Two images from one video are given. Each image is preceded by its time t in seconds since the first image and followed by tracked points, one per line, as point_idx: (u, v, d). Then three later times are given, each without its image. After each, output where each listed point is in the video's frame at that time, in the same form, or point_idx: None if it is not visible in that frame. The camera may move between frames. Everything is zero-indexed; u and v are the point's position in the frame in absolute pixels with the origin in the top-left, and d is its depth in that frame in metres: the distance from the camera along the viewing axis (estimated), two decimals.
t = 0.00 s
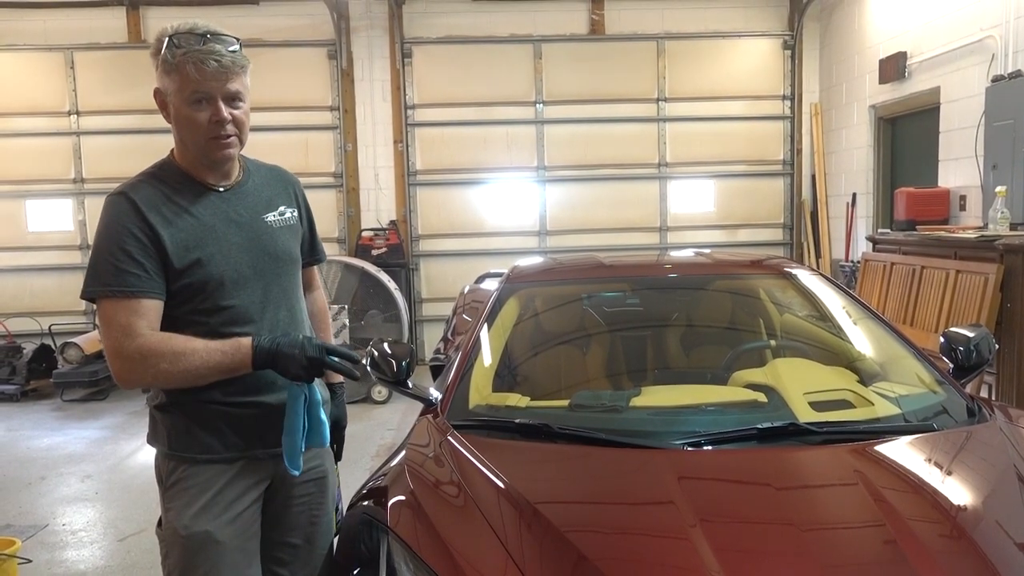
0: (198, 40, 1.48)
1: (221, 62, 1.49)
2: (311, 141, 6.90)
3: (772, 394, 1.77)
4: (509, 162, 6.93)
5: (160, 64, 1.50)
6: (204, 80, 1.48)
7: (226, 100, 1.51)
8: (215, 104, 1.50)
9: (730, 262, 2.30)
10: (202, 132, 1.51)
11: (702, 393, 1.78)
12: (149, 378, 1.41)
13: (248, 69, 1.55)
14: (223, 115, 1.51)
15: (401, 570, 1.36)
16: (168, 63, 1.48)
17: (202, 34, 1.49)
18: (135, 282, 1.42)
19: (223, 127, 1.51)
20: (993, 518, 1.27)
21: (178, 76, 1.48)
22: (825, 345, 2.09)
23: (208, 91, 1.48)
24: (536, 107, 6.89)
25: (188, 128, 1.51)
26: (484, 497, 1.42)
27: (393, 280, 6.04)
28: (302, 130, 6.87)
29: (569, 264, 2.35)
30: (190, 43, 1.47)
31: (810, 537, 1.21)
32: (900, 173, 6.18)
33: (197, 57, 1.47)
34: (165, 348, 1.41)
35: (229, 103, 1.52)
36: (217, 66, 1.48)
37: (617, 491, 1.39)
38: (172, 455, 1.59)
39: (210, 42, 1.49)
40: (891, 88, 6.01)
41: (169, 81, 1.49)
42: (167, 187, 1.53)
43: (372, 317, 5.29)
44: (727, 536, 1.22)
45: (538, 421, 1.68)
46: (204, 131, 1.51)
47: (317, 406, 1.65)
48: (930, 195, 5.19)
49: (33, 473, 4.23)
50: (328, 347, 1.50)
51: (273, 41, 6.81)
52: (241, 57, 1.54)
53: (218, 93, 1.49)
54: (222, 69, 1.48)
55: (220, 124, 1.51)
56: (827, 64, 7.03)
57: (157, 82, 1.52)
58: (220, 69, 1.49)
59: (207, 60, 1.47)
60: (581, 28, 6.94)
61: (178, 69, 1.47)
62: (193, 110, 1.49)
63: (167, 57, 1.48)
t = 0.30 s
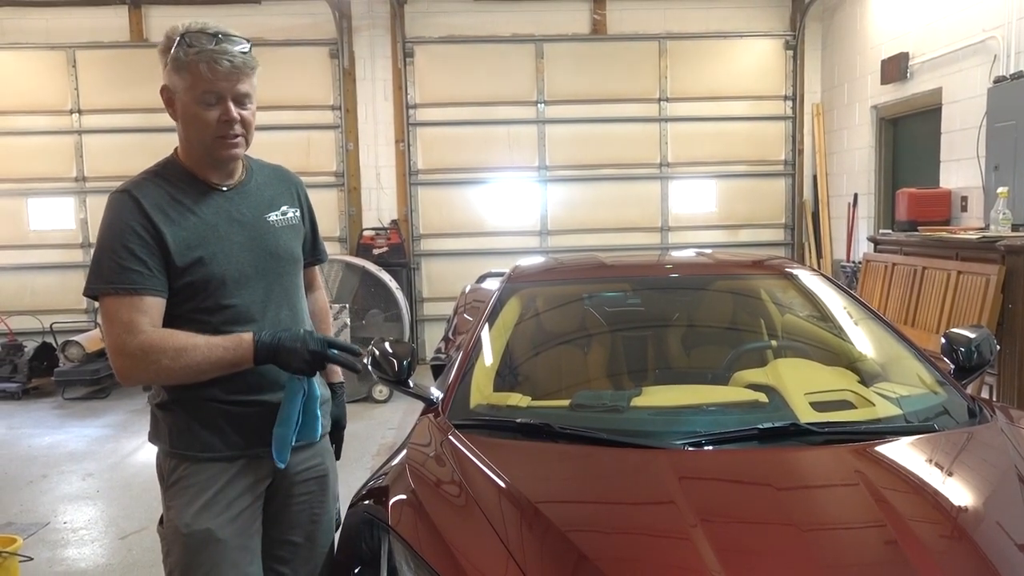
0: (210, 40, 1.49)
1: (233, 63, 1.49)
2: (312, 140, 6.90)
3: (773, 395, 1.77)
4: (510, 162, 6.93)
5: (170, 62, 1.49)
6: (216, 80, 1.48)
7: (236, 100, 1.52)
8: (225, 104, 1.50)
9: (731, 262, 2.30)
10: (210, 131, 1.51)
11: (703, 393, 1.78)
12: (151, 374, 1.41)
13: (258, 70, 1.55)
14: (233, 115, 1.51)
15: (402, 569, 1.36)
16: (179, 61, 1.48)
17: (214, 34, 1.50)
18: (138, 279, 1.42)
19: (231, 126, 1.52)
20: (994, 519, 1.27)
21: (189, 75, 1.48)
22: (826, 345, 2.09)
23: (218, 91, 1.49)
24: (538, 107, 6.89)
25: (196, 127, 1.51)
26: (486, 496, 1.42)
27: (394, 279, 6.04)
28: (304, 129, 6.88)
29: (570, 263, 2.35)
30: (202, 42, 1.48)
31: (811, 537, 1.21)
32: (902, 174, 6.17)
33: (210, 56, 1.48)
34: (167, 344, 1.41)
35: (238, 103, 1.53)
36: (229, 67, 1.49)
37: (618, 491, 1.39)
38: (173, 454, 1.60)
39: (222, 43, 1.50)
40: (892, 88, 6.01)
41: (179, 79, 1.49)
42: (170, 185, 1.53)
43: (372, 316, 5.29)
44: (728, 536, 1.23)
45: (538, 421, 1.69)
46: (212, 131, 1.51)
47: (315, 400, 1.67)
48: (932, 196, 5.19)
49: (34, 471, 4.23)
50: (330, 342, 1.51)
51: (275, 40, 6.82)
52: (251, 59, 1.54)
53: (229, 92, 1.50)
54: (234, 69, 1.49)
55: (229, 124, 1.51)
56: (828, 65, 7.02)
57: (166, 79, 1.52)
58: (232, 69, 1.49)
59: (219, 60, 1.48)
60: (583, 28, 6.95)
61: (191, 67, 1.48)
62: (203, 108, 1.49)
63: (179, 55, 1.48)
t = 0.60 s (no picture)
0: (240, 38, 1.51)
1: (261, 61, 1.52)
2: (313, 139, 6.91)
3: (773, 395, 1.77)
4: (511, 161, 6.93)
5: (197, 56, 1.48)
6: (251, 75, 1.50)
7: (263, 97, 1.54)
8: (252, 98, 1.51)
9: (732, 262, 2.30)
10: (239, 125, 1.51)
11: (703, 393, 1.78)
12: (157, 353, 1.37)
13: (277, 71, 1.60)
14: (262, 111, 1.53)
15: (402, 568, 1.36)
16: (210, 55, 1.48)
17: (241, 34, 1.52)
18: (145, 266, 1.42)
19: (258, 122, 1.53)
20: (994, 519, 1.27)
21: (222, 69, 1.48)
22: (827, 345, 2.09)
23: (248, 85, 1.50)
24: (538, 107, 6.89)
25: (223, 121, 1.50)
26: (485, 495, 1.42)
27: (394, 279, 6.04)
28: (305, 129, 6.88)
29: (570, 263, 2.35)
30: (234, 39, 1.49)
31: (810, 537, 1.21)
32: (903, 174, 6.17)
33: (245, 53, 1.49)
34: (173, 321, 1.38)
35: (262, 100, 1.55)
36: (259, 65, 1.51)
37: (618, 490, 1.39)
38: (173, 452, 1.60)
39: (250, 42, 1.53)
40: (893, 88, 6.01)
41: (209, 73, 1.48)
42: (178, 180, 1.54)
43: (372, 316, 5.30)
44: (727, 536, 1.23)
45: (538, 420, 1.69)
46: (237, 125, 1.51)
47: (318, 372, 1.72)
48: (932, 196, 5.19)
49: (34, 470, 4.23)
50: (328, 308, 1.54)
51: (276, 39, 6.82)
52: (270, 58, 1.57)
53: (259, 89, 1.52)
54: (266, 67, 1.52)
55: (256, 119, 1.52)
56: (829, 65, 7.02)
57: (187, 70, 1.49)
58: (264, 67, 1.52)
59: (253, 57, 1.50)
60: (584, 27, 6.94)
61: (222, 61, 1.48)
62: (234, 102, 1.49)
63: (208, 48, 1.48)
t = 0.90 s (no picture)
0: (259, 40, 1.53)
1: (277, 63, 1.52)
2: (313, 140, 6.91)
3: (772, 395, 1.77)
4: (510, 162, 6.93)
5: (216, 53, 1.49)
6: (267, 74, 1.50)
7: (276, 98, 1.54)
8: (265, 97, 1.51)
9: (731, 263, 2.30)
10: (248, 121, 1.50)
11: (702, 394, 1.78)
12: (199, 318, 1.31)
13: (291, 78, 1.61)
14: (273, 110, 1.53)
15: (400, 569, 1.36)
16: (228, 52, 1.48)
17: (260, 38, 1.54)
18: (172, 246, 1.40)
19: (268, 121, 1.53)
20: (992, 519, 1.28)
21: (239, 65, 1.48)
22: (826, 347, 2.09)
23: (262, 83, 1.50)
24: (538, 108, 6.89)
25: (234, 116, 1.49)
26: (484, 496, 1.42)
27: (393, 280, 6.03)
28: (304, 130, 6.89)
29: (569, 264, 2.35)
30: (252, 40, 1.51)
31: (810, 537, 1.22)
32: (902, 175, 6.17)
33: (262, 53, 1.51)
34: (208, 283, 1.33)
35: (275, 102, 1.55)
36: (275, 66, 1.52)
37: (616, 491, 1.39)
38: (174, 452, 1.59)
39: (268, 46, 1.54)
40: (892, 89, 6.01)
41: (224, 68, 1.48)
42: (189, 175, 1.54)
43: (372, 317, 5.31)
44: (725, 537, 1.23)
45: (537, 421, 1.69)
46: (247, 122, 1.50)
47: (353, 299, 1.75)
48: (932, 197, 5.19)
49: (34, 471, 4.23)
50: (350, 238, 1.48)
51: (275, 41, 6.83)
52: (287, 63, 1.58)
53: (273, 89, 1.52)
54: (282, 70, 1.54)
55: (266, 117, 1.52)
56: (828, 66, 7.03)
57: (204, 65, 1.49)
58: (281, 69, 1.53)
59: (271, 58, 1.52)
60: (583, 28, 6.94)
61: (240, 58, 1.48)
62: (245, 96, 1.49)
63: (228, 45, 1.49)
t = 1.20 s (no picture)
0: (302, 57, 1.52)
1: (317, 82, 1.52)
2: (311, 141, 6.91)
3: (771, 395, 1.78)
4: (509, 163, 6.94)
5: (258, 62, 1.49)
6: (304, 93, 1.50)
7: (309, 115, 1.54)
8: (298, 113, 1.51)
9: (730, 263, 2.30)
10: (277, 134, 1.52)
11: (701, 394, 1.78)
12: (253, 318, 1.32)
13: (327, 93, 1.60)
14: (303, 127, 1.53)
15: (399, 568, 1.36)
16: (270, 64, 1.48)
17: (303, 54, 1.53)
18: (215, 245, 1.41)
19: (296, 136, 1.54)
20: (991, 519, 1.28)
21: (278, 79, 1.48)
22: (824, 347, 2.09)
23: (298, 101, 1.50)
24: (536, 108, 6.89)
25: (265, 127, 1.51)
26: (483, 497, 1.42)
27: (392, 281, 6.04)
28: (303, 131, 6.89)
29: (568, 264, 2.35)
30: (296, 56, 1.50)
31: (809, 538, 1.21)
32: (901, 175, 6.17)
33: (303, 71, 1.50)
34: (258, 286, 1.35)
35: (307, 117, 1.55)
36: (314, 85, 1.52)
37: (615, 492, 1.39)
38: (176, 453, 1.57)
39: (310, 62, 1.54)
40: (890, 90, 6.01)
41: (264, 79, 1.48)
42: (216, 174, 1.55)
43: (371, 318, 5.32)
44: (725, 537, 1.23)
45: (536, 422, 1.69)
46: (275, 134, 1.52)
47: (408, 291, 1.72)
48: (930, 197, 5.19)
49: (33, 473, 4.22)
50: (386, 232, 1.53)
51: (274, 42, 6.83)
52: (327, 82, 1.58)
53: (307, 107, 1.52)
54: (319, 89, 1.53)
55: (294, 132, 1.53)
56: (827, 66, 7.03)
57: (246, 69, 1.50)
58: (318, 88, 1.53)
59: (311, 76, 1.51)
60: (582, 29, 6.95)
61: (281, 73, 1.48)
62: (278, 111, 1.49)
63: (273, 56, 1.49)
